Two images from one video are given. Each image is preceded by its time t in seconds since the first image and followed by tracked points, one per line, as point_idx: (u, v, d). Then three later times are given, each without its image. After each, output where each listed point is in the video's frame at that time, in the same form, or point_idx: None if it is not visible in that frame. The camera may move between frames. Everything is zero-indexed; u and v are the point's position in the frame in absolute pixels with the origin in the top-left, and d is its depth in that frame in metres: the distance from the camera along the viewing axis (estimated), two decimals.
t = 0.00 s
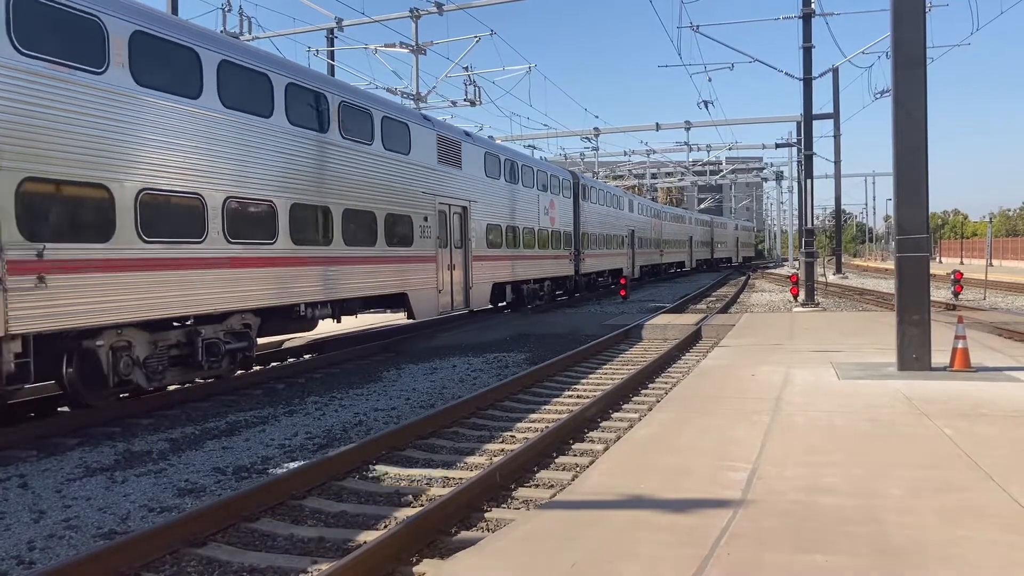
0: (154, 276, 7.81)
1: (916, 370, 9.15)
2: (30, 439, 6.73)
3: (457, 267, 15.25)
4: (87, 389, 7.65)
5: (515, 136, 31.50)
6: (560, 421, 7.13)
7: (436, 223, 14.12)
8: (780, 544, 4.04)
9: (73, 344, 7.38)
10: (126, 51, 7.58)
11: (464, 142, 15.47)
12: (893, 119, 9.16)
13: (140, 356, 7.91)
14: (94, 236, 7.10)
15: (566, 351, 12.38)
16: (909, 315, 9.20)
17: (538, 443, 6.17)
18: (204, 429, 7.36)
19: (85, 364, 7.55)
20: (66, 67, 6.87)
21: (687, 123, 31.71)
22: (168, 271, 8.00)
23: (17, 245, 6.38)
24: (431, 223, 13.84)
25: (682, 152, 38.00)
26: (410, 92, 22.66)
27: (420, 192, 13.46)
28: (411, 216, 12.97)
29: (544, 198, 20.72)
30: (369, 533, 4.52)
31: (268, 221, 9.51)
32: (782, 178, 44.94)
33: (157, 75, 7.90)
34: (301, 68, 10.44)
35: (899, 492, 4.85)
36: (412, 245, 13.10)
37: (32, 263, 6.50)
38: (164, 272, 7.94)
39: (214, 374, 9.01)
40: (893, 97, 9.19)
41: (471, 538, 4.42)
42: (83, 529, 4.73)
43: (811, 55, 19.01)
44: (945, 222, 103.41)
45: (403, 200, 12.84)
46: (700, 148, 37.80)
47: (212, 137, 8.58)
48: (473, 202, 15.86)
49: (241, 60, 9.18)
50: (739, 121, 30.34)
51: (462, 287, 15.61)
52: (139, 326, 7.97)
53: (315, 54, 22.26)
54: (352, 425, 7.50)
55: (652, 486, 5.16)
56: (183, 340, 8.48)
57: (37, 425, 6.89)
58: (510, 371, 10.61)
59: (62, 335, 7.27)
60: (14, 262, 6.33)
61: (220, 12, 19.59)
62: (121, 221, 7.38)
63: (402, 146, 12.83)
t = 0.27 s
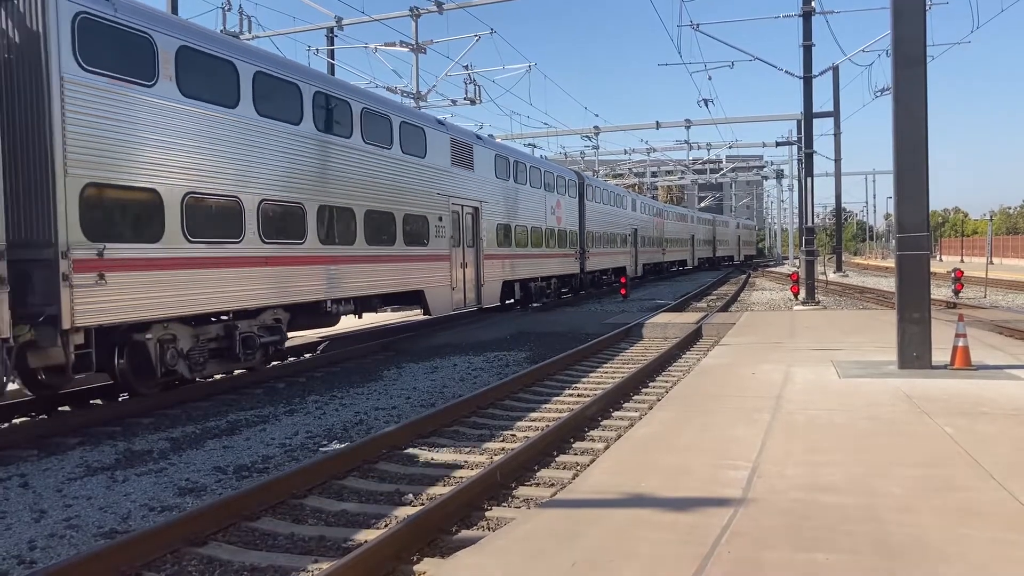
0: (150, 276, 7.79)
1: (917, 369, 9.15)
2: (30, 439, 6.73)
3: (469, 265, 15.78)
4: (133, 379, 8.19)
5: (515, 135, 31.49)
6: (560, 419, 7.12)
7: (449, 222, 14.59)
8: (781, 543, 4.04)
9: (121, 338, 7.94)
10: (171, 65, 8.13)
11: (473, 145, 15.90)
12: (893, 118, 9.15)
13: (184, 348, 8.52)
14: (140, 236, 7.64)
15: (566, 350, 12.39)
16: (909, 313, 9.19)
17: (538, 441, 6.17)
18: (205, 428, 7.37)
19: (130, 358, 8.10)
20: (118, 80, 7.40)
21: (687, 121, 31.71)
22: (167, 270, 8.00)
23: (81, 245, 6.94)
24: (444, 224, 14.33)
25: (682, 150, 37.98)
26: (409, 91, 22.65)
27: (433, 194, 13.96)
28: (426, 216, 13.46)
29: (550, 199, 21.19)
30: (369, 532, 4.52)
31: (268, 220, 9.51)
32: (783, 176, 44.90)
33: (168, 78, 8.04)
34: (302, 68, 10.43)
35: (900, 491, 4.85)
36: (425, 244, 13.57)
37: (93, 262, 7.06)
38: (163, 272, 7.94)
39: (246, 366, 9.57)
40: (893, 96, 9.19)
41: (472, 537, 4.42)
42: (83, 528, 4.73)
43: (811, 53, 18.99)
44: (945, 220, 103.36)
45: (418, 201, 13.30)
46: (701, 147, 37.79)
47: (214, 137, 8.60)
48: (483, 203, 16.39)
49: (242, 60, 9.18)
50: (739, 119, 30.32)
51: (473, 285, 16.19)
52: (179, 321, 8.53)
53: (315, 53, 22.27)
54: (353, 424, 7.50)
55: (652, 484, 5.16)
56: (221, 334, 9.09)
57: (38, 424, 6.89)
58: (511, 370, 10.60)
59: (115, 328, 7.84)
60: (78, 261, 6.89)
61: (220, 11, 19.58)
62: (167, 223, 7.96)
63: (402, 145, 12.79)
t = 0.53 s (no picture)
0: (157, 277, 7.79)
1: (917, 367, 9.16)
2: (32, 438, 6.73)
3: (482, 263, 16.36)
4: (175, 369, 8.75)
5: (515, 133, 31.49)
6: (560, 418, 7.12)
7: (462, 222, 15.17)
8: (781, 540, 4.05)
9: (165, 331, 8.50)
10: (212, 76, 8.64)
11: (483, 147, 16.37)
12: (893, 116, 9.15)
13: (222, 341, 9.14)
14: (186, 236, 8.18)
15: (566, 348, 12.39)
16: (909, 311, 9.19)
17: (538, 440, 6.16)
18: (205, 427, 7.37)
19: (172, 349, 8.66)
20: (164, 91, 7.92)
21: (688, 119, 31.70)
22: (171, 270, 7.97)
23: (135, 245, 7.51)
24: (457, 224, 14.91)
25: (682, 149, 37.97)
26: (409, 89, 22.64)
27: (447, 195, 14.55)
28: (441, 216, 14.04)
29: (557, 199, 21.65)
30: (369, 531, 4.52)
31: (268, 219, 9.50)
32: (783, 175, 44.91)
33: (185, 82, 8.24)
34: (304, 67, 10.43)
35: (900, 489, 4.85)
36: (440, 243, 14.14)
37: (147, 261, 7.63)
38: (166, 271, 7.91)
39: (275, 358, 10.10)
40: (893, 94, 9.18)
41: (472, 535, 4.42)
42: (84, 527, 4.74)
43: (811, 51, 18.97)
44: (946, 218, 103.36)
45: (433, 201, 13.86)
46: (701, 145, 37.77)
47: (217, 136, 8.62)
48: (494, 203, 16.95)
49: (243, 59, 9.18)
50: (739, 117, 30.31)
51: (485, 283, 16.80)
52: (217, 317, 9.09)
53: (315, 51, 22.28)
54: (353, 422, 7.51)
55: (652, 483, 5.17)
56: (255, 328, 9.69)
57: (39, 423, 6.88)
58: (511, 369, 10.61)
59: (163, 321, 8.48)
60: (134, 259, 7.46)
61: (220, 10, 19.58)
62: (209, 224, 8.50)
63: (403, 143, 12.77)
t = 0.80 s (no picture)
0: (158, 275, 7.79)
1: (917, 365, 9.15)
2: (34, 436, 6.73)
3: (492, 262, 16.90)
4: (213, 361, 9.30)
5: (515, 131, 31.48)
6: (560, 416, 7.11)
7: (472, 222, 15.73)
8: (781, 538, 4.05)
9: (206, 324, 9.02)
10: (247, 85, 9.22)
11: (491, 150, 16.84)
12: (893, 114, 9.14)
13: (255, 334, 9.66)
14: (225, 236, 8.75)
15: (567, 346, 12.39)
16: (909, 309, 9.18)
17: (539, 439, 6.16)
18: (205, 426, 7.37)
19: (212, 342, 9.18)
20: (205, 101, 8.46)
21: (688, 118, 31.68)
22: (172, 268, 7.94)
23: (181, 243, 8.09)
24: (468, 224, 15.45)
25: (682, 147, 37.95)
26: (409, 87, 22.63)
27: (459, 196, 15.09)
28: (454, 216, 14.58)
29: (563, 199, 22.11)
30: (368, 529, 4.52)
31: (268, 219, 9.48)
32: (783, 173, 44.88)
33: (223, 92, 8.80)
34: (303, 66, 10.41)
35: (900, 486, 4.86)
36: (452, 242, 14.67)
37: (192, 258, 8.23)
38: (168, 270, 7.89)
39: (304, 350, 10.63)
40: (893, 91, 9.18)
41: (473, 534, 4.42)
42: (84, 526, 4.74)
43: (811, 49, 18.96)
44: (945, 216, 103.34)
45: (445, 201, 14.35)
46: (701, 143, 37.75)
47: (219, 135, 8.64)
48: (503, 203, 17.48)
49: (244, 58, 9.18)
50: (739, 116, 30.29)
51: (495, 282, 17.39)
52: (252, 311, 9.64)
53: (315, 49, 22.29)
54: (353, 421, 7.50)
55: (652, 481, 5.17)
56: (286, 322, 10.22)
57: (40, 422, 6.88)
58: (511, 367, 10.61)
59: (203, 315, 8.95)
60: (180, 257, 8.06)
61: (219, 8, 19.56)
62: (245, 225, 9.06)
63: (403, 142, 12.75)
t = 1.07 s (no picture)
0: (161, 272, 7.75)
1: (917, 363, 9.16)
2: (33, 435, 6.73)
3: (501, 261, 17.48)
4: (246, 352, 9.88)
5: (514, 130, 31.47)
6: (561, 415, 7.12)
7: (483, 222, 16.31)
8: (780, 536, 4.05)
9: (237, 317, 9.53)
10: (278, 95, 9.76)
11: (500, 152, 17.35)
12: (892, 112, 9.15)
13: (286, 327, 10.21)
14: (259, 236, 9.32)
15: (566, 345, 12.39)
16: (909, 308, 9.19)
17: (538, 437, 6.16)
18: (205, 424, 7.37)
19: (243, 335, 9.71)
20: (243, 109, 9.02)
21: (687, 116, 31.66)
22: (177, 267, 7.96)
23: (221, 242, 8.66)
24: (478, 224, 16.04)
25: (682, 146, 37.95)
26: (409, 86, 22.61)
27: (469, 197, 15.67)
28: (465, 216, 15.18)
29: (568, 199, 22.59)
30: (368, 528, 4.52)
31: (268, 217, 9.47)
32: (783, 171, 44.90)
33: (258, 101, 9.35)
34: (302, 64, 10.40)
35: (900, 484, 4.86)
36: (463, 241, 15.26)
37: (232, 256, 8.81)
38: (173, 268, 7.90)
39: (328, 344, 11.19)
40: (892, 90, 9.17)
41: (473, 532, 4.43)
42: (84, 524, 4.74)
43: (811, 47, 18.96)
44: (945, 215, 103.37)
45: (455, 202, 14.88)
46: (700, 141, 37.71)
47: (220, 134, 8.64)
48: (511, 204, 18.03)
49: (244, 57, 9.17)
50: (739, 114, 30.29)
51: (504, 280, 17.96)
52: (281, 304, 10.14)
53: (314, 48, 22.26)
54: (352, 420, 7.51)
55: (652, 479, 5.17)
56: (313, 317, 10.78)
57: (40, 421, 6.88)
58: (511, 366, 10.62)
59: (239, 309, 9.51)
60: (222, 254, 8.64)
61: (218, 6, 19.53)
62: (276, 226, 9.62)
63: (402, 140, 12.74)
